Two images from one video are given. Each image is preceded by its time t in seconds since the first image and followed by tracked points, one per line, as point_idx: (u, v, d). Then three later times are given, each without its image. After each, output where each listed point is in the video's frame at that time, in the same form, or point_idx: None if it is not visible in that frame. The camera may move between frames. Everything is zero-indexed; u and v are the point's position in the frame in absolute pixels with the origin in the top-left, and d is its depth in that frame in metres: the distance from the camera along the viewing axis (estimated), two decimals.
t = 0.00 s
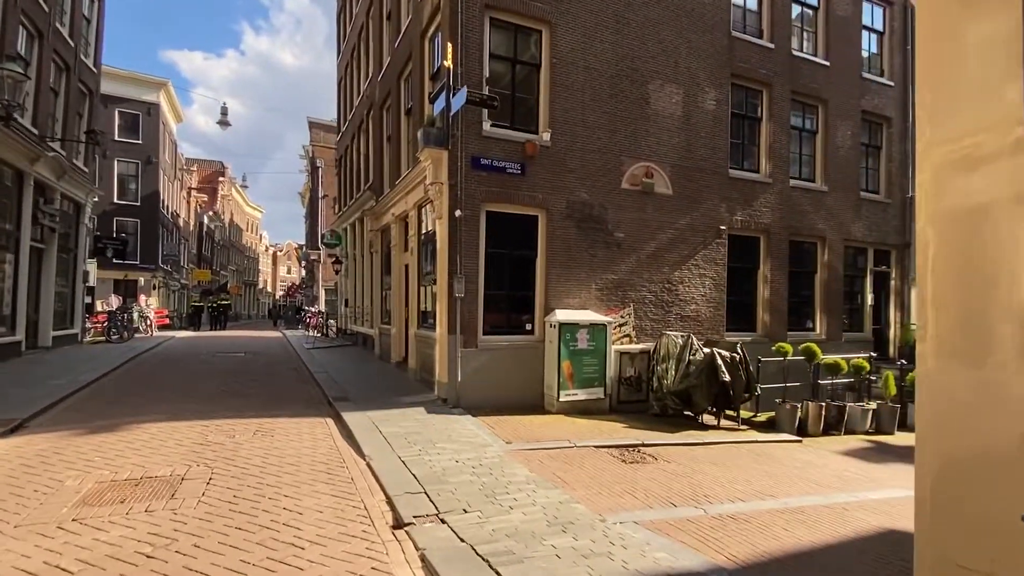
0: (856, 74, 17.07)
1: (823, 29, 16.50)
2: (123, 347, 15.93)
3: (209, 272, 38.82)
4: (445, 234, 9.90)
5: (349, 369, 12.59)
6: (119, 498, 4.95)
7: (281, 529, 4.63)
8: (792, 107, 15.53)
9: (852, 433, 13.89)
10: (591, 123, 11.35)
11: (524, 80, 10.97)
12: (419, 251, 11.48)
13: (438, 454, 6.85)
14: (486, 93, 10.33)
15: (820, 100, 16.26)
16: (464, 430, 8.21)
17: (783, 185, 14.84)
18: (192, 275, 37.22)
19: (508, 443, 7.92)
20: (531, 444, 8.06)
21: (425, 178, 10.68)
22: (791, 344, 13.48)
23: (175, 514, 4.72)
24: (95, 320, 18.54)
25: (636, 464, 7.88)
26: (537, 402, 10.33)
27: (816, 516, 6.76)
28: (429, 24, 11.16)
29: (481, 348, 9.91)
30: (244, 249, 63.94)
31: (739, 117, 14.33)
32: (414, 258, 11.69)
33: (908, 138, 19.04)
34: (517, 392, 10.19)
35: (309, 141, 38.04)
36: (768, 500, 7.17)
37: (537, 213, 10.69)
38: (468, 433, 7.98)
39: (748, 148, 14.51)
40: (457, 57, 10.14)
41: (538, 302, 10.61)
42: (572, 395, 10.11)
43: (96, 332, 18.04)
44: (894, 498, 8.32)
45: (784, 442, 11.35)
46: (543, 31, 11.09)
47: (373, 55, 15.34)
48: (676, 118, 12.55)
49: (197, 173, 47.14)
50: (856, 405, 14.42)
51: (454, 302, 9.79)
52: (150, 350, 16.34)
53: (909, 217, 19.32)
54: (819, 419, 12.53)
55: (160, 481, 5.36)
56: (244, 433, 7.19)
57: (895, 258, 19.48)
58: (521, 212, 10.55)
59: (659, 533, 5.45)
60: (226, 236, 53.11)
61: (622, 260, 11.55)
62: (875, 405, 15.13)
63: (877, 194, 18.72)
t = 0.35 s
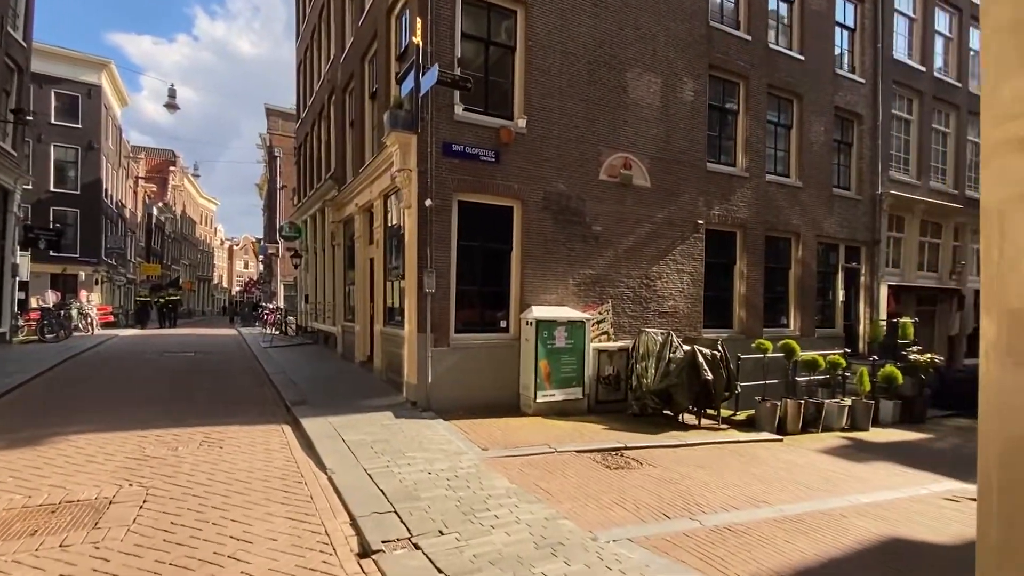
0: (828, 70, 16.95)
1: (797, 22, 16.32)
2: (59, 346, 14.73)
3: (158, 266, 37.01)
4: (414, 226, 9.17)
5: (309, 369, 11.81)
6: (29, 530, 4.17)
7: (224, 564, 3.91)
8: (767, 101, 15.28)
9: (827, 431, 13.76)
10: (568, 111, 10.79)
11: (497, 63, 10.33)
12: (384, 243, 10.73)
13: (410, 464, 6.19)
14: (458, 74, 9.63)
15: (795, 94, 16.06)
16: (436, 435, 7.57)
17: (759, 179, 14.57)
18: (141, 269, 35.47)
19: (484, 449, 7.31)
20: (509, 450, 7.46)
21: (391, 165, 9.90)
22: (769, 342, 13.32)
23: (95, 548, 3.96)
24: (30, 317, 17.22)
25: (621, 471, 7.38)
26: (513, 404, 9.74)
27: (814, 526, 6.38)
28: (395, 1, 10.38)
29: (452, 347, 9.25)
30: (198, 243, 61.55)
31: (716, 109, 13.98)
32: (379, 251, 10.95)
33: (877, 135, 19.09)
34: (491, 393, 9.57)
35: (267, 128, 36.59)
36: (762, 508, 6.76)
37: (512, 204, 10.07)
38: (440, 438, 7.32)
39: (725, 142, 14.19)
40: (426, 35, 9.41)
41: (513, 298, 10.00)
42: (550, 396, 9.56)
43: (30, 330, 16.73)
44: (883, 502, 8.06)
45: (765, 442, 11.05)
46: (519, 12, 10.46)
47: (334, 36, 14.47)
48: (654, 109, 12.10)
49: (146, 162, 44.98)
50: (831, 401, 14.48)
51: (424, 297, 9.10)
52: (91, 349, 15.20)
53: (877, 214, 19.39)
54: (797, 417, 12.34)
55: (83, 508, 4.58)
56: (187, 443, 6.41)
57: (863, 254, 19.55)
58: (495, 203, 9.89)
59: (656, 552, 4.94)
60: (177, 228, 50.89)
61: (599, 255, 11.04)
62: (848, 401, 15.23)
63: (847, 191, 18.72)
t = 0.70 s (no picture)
0: (798, 66, 16.87)
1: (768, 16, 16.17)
2: None
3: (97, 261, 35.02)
4: (376, 216, 8.40)
5: (262, 371, 10.99)
6: None
7: None
8: (739, 96, 15.04)
9: (799, 428, 13.61)
10: (541, 98, 10.22)
11: (466, 46, 9.69)
12: (344, 235, 9.98)
13: (373, 479, 5.53)
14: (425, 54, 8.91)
15: (766, 89, 15.88)
16: (403, 442, 6.91)
17: (731, 175, 14.31)
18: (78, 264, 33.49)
19: (455, 457, 6.69)
20: (482, 457, 6.86)
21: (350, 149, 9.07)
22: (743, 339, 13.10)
23: None
24: None
25: (603, 478, 6.86)
26: (484, 406, 9.14)
27: (810, 537, 6.01)
28: None
29: (418, 347, 8.57)
30: (143, 237, 58.83)
31: (689, 102, 13.64)
32: (338, 244, 10.20)
33: (842, 134, 19.17)
34: (461, 396, 8.94)
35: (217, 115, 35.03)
36: (753, 517, 6.37)
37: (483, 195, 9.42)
38: (407, 447, 6.66)
39: (698, 136, 13.88)
40: (390, 10, 8.67)
41: (484, 294, 9.37)
42: (523, 397, 9.01)
43: None
44: (869, 505, 7.81)
45: (742, 442, 10.75)
46: None
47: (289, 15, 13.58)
48: (628, 99, 11.65)
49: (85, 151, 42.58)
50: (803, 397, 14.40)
51: (387, 294, 8.38)
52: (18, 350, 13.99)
53: (842, 211, 19.49)
54: (772, 415, 12.13)
55: None
56: (116, 458, 5.61)
57: (829, 252, 19.62)
58: (464, 194, 9.22)
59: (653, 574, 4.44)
60: (119, 221, 48.42)
61: (574, 250, 10.54)
62: (818, 397, 15.19)
63: (814, 188, 18.72)
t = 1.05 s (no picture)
0: (760, 65, 16.83)
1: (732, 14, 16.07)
2: None
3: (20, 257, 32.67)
4: (330, 207, 7.67)
5: (204, 375, 10.14)
6: None
7: None
8: (705, 93, 14.84)
9: (765, 427, 13.51)
10: (507, 87, 9.56)
11: (428, 29, 8.94)
12: (295, 229, 9.24)
13: (327, 500, 4.91)
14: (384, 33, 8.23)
15: (730, 87, 15.76)
16: (361, 454, 6.28)
17: (698, 173, 14.08)
18: None
19: (418, 470, 6.10)
20: (448, 468, 6.29)
21: (301, 134, 8.33)
22: (710, 337, 12.91)
23: None
24: None
25: (579, 489, 6.40)
26: (448, 411, 8.59)
27: (798, 549, 5.72)
28: None
29: (377, 349, 7.91)
30: (75, 232, 55.59)
31: (656, 98, 13.35)
32: (287, 238, 9.43)
33: (802, 134, 19.30)
34: (423, 401, 8.34)
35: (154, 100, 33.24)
36: (738, 527, 6.05)
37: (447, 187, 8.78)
38: (366, 461, 6.05)
39: (665, 132, 13.60)
40: None
41: (448, 293, 8.79)
42: (490, 401, 8.50)
43: None
44: (848, 509, 7.63)
45: (713, 443, 10.49)
46: None
47: None
48: (597, 92, 11.22)
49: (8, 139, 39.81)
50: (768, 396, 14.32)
51: (343, 293, 7.68)
52: None
53: (801, 211, 19.63)
54: (740, 413, 11.95)
55: None
56: (23, 483, 4.84)
57: (789, 251, 19.72)
58: (427, 186, 8.56)
59: None
60: (45, 212, 45.52)
61: (541, 247, 10.06)
62: (782, 395, 15.18)
63: (775, 188, 18.77)
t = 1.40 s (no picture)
0: (717, 64, 16.83)
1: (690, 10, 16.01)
2: None
3: None
4: (271, 194, 7.01)
5: (130, 380, 9.26)
6: None
7: None
8: (663, 89, 14.69)
9: (725, 424, 13.41)
10: (466, 72, 9.04)
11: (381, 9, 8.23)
12: (233, 221, 8.49)
13: (267, 521, 4.33)
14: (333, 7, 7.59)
15: (688, 84, 15.67)
16: (307, 466, 5.68)
17: (657, 169, 13.90)
18: None
19: (372, 481, 5.55)
20: (405, 478, 5.76)
21: (239, 114, 7.61)
22: (672, 334, 12.72)
23: None
24: None
25: (546, 496, 5.97)
26: (403, 415, 8.02)
27: (777, 553, 5.45)
28: None
29: (325, 350, 7.29)
30: None
31: (616, 92, 13.08)
32: (224, 230, 8.66)
33: (756, 134, 19.48)
34: (375, 405, 7.75)
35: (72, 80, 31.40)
36: (715, 533, 5.74)
37: (401, 175, 8.22)
38: (312, 474, 5.45)
39: (625, 127, 13.36)
40: None
41: (403, 289, 8.22)
42: (450, 404, 8.01)
43: None
44: (818, 508, 7.47)
45: (676, 442, 10.25)
46: None
47: None
48: (558, 82, 10.83)
49: None
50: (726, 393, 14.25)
51: (287, 289, 7.02)
52: None
53: (755, 209, 19.82)
54: (702, 410, 11.79)
55: None
56: None
57: (743, 249, 19.85)
58: (379, 174, 7.97)
59: None
60: None
61: (501, 242, 9.59)
62: (740, 391, 15.17)
63: (730, 186, 18.86)
